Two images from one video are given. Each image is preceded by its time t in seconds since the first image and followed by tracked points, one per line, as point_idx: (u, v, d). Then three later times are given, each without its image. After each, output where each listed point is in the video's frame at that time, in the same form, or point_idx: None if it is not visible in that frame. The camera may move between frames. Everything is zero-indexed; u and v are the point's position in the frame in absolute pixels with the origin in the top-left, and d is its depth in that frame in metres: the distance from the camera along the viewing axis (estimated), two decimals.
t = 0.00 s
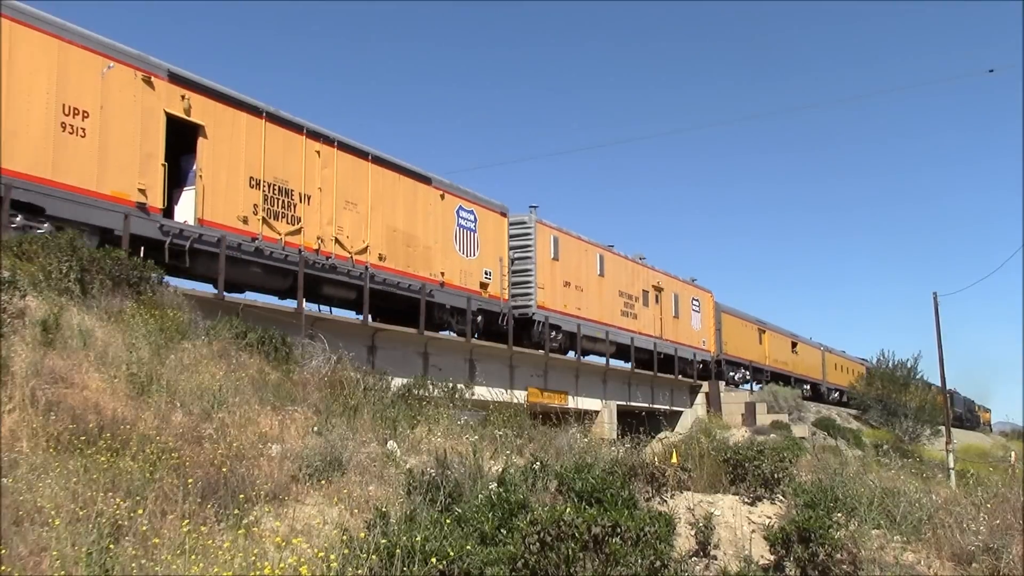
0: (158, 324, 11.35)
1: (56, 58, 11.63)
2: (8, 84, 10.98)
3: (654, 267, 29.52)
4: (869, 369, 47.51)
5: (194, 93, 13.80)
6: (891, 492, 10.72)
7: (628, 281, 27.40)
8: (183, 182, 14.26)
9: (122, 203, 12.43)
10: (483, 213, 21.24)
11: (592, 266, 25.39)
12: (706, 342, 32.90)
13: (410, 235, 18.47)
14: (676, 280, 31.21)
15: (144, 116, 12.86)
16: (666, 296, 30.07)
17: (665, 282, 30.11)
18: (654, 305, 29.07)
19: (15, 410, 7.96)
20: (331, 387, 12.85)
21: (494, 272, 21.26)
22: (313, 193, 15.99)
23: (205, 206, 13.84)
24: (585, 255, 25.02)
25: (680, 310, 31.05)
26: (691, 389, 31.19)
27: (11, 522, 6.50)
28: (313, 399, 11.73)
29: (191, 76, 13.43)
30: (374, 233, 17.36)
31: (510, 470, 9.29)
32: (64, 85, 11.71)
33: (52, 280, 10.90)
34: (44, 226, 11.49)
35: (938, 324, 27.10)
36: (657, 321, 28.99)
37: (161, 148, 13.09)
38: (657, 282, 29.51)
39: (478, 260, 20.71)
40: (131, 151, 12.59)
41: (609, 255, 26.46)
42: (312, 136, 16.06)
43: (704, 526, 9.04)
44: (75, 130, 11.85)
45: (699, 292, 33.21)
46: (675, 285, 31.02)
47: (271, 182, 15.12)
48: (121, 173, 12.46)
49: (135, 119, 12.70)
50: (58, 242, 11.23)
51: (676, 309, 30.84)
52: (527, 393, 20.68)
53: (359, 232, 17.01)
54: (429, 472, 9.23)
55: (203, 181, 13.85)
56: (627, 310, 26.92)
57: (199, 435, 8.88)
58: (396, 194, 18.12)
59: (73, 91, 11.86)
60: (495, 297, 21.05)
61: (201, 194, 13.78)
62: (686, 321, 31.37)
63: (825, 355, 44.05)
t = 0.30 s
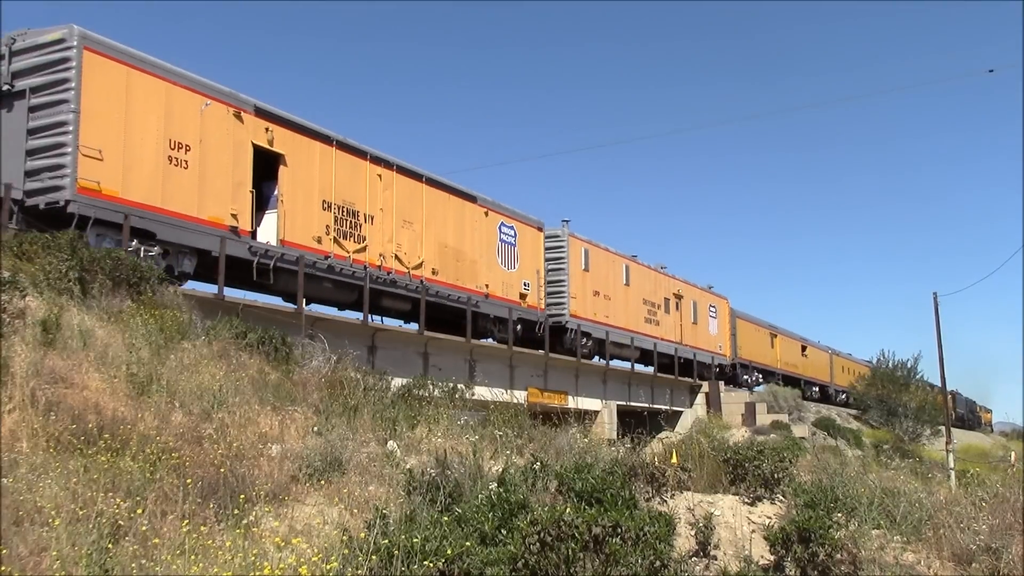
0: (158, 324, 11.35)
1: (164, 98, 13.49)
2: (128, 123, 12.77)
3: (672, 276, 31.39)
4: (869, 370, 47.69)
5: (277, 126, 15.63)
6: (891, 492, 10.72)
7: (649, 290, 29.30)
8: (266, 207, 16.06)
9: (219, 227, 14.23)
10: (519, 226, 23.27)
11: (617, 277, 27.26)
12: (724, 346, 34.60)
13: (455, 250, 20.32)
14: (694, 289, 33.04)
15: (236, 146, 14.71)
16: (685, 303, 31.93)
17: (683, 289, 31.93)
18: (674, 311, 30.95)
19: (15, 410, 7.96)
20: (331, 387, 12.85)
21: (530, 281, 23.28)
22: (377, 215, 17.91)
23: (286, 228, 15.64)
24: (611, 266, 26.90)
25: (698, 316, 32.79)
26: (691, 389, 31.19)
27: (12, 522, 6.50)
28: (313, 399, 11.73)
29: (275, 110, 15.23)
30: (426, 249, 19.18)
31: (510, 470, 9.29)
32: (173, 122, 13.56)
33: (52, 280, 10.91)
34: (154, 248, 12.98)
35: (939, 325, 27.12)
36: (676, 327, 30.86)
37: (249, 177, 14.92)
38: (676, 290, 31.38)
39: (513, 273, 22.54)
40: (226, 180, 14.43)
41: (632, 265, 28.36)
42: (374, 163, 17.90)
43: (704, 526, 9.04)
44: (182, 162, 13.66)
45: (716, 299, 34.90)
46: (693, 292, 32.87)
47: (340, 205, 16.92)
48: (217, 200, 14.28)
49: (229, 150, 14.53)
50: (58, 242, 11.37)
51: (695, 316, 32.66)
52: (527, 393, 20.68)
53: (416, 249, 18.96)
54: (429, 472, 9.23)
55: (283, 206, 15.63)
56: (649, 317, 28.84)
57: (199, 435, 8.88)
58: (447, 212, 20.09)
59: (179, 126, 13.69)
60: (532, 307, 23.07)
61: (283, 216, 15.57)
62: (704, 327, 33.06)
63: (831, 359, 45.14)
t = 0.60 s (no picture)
0: (158, 324, 11.35)
1: (251, 130, 14.69)
2: (222, 154, 13.95)
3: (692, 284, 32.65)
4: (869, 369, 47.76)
5: (346, 153, 16.89)
6: (891, 492, 10.72)
7: (671, 297, 30.54)
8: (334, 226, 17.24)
9: (298, 247, 15.36)
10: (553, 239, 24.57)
11: (641, 285, 28.46)
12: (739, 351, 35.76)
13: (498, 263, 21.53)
14: (712, 296, 34.28)
15: (311, 173, 15.90)
16: (704, 309, 33.21)
17: (702, 296, 33.19)
18: (694, 318, 32.20)
19: (15, 410, 7.96)
20: (331, 387, 12.84)
21: (563, 292, 24.56)
22: (432, 233, 19.19)
23: (354, 246, 16.86)
24: (636, 275, 28.11)
25: (716, 322, 34.04)
26: (691, 389, 31.18)
27: (11, 522, 6.52)
28: (313, 399, 11.73)
29: (345, 139, 16.45)
30: (472, 263, 20.38)
31: (510, 470, 9.29)
32: (259, 152, 14.76)
33: (53, 281, 10.93)
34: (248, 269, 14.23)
35: (939, 325, 27.14)
36: (696, 332, 32.12)
37: (321, 201, 16.07)
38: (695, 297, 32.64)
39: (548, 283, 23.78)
40: (304, 204, 15.63)
41: (656, 274, 29.59)
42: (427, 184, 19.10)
43: (704, 526, 9.04)
44: (267, 189, 14.84)
45: (732, 305, 36.04)
46: (711, 299, 34.17)
47: (399, 224, 18.08)
48: (297, 223, 15.44)
49: (306, 176, 15.72)
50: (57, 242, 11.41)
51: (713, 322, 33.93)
52: (527, 393, 20.69)
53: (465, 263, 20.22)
54: (429, 472, 9.22)
55: (352, 227, 16.84)
56: (672, 323, 30.10)
57: (199, 435, 8.88)
58: (491, 229, 21.37)
59: (264, 156, 14.88)
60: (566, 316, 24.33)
61: (351, 237, 16.78)
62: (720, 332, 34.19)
63: (837, 359, 45.83)
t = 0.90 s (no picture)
0: (158, 324, 11.35)
1: (323, 158, 16.16)
2: (300, 181, 15.42)
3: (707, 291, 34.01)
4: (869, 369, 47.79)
5: (403, 176, 18.33)
6: (891, 492, 10.72)
7: (688, 304, 31.90)
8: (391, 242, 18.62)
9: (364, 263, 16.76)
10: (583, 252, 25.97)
11: (661, 292, 29.81)
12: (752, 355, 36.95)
13: (535, 275, 22.88)
14: (727, 302, 35.60)
15: (374, 195, 17.36)
16: (719, 315, 34.55)
17: (717, 302, 34.53)
18: (710, 322, 33.51)
19: (15, 410, 7.96)
20: (331, 387, 12.85)
21: (593, 301, 25.91)
22: (476, 247, 20.59)
23: (411, 261, 18.20)
24: (656, 283, 29.47)
25: (730, 327, 35.36)
26: (690, 389, 31.18)
27: (11, 522, 6.53)
28: (313, 399, 11.72)
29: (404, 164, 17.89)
30: (512, 276, 21.78)
31: (510, 470, 9.29)
32: (330, 178, 16.22)
33: (52, 281, 10.91)
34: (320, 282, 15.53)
35: (939, 325, 27.18)
36: (712, 337, 33.45)
37: (383, 221, 17.50)
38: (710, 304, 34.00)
39: (579, 293, 25.14)
40: (369, 224, 17.04)
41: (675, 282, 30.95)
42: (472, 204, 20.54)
43: (704, 526, 9.03)
44: (337, 211, 16.26)
45: (744, 311, 37.25)
46: (726, 306, 35.48)
47: (448, 240, 19.47)
48: (362, 242, 16.85)
49: (369, 198, 17.15)
50: (58, 242, 11.36)
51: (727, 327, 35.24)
52: (527, 393, 20.70)
53: (505, 275, 21.57)
54: (429, 472, 9.22)
55: (409, 244, 18.20)
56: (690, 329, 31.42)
57: (198, 435, 8.87)
58: (529, 243, 22.77)
59: (333, 180, 16.32)
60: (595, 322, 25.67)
61: (408, 252, 18.12)
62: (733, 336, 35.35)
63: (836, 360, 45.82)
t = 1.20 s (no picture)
0: (158, 324, 11.36)
1: (383, 181, 17.66)
2: (364, 202, 16.93)
3: (726, 298, 35.11)
4: (869, 370, 47.76)
5: (452, 196, 19.80)
6: (890, 491, 10.73)
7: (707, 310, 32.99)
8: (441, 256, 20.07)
9: (419, 277, 18.24)
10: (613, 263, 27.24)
11: (682, 299, 30.92)
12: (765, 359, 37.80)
13: (569, 284, 24.28)
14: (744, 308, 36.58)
15: (428, 214, 18.85)
16: (736, 321, 35.59)
17: (735, 308, 35.60)
18: (727, 327, 34.55)
19: (15, 410, 7.97)
20: (331, 387, 12.85)
21: (621, 309, 27.19)
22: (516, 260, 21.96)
23: (458, 274, 19.60)
24: (677, 290, 30.60)
25: (746, 332, 36.37)
26: (691, 389, 31.19)
27: (11, 522, 6.55)
28: (313, 398, 11.72)
29: (453, 184, 19.32)
30: (549, 287, 23.15)
31: (510, 470, 9.29)
32: (390, 199, 17.70)
33: (51, 281, 10.92)
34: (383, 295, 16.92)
35: (939, 325, 27.20)
36: (730, 342, 34.49)
37: (436, 237, 18.97)
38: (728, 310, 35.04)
39: (609, 300, 26.44)
40: (423, 241, 18.49)
41: (695, 290, 32.07)
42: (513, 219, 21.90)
43: (704, 526, 9.03)
44: (396, 230, 17.70)
45: (759, 316, 38.12)
46: (744, 312, 36.50)
47: (491, 254, 20.89)
48: (418, 256, 18.32)
49: (423, 217, 18.60)
50: (58, 242, 11.34)
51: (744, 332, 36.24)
52: (527, 393, 20.70)
53: (542, 285, 22.91)
54: (429, 472, 9.21)
55: (457, 258, 19.62)
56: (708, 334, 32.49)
57: (199, 435, 8.87)
58: (563, 255, 24.15)
59: (393, 201, 17.77)
60: (622, 329, 26.92)
61: (456, 267, 19.53)
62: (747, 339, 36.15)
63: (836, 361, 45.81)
